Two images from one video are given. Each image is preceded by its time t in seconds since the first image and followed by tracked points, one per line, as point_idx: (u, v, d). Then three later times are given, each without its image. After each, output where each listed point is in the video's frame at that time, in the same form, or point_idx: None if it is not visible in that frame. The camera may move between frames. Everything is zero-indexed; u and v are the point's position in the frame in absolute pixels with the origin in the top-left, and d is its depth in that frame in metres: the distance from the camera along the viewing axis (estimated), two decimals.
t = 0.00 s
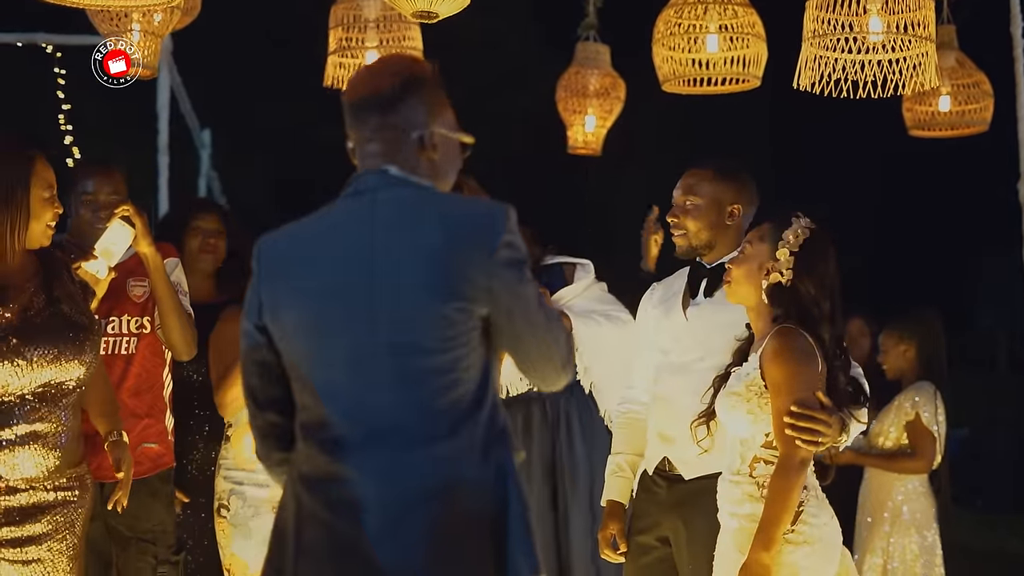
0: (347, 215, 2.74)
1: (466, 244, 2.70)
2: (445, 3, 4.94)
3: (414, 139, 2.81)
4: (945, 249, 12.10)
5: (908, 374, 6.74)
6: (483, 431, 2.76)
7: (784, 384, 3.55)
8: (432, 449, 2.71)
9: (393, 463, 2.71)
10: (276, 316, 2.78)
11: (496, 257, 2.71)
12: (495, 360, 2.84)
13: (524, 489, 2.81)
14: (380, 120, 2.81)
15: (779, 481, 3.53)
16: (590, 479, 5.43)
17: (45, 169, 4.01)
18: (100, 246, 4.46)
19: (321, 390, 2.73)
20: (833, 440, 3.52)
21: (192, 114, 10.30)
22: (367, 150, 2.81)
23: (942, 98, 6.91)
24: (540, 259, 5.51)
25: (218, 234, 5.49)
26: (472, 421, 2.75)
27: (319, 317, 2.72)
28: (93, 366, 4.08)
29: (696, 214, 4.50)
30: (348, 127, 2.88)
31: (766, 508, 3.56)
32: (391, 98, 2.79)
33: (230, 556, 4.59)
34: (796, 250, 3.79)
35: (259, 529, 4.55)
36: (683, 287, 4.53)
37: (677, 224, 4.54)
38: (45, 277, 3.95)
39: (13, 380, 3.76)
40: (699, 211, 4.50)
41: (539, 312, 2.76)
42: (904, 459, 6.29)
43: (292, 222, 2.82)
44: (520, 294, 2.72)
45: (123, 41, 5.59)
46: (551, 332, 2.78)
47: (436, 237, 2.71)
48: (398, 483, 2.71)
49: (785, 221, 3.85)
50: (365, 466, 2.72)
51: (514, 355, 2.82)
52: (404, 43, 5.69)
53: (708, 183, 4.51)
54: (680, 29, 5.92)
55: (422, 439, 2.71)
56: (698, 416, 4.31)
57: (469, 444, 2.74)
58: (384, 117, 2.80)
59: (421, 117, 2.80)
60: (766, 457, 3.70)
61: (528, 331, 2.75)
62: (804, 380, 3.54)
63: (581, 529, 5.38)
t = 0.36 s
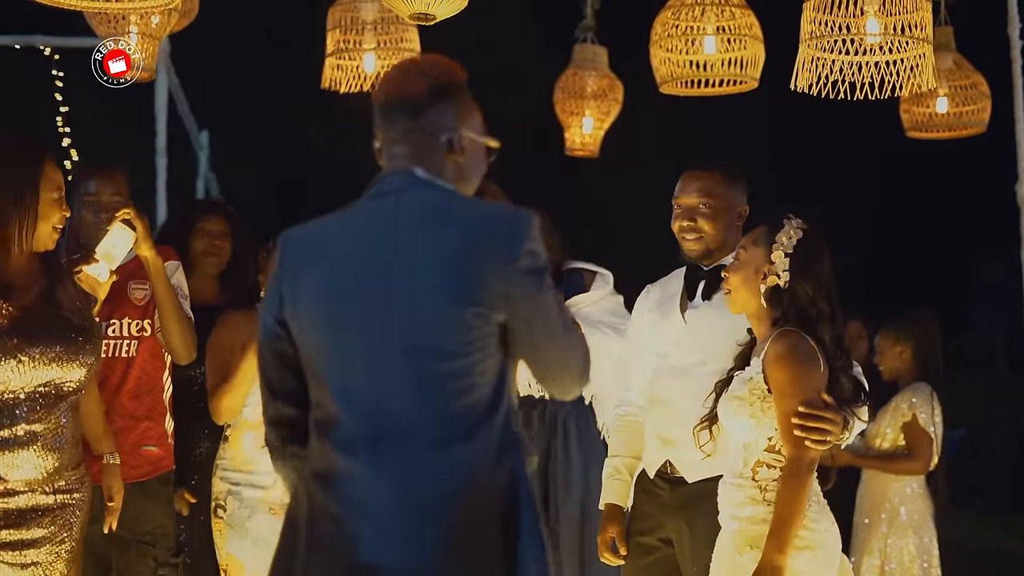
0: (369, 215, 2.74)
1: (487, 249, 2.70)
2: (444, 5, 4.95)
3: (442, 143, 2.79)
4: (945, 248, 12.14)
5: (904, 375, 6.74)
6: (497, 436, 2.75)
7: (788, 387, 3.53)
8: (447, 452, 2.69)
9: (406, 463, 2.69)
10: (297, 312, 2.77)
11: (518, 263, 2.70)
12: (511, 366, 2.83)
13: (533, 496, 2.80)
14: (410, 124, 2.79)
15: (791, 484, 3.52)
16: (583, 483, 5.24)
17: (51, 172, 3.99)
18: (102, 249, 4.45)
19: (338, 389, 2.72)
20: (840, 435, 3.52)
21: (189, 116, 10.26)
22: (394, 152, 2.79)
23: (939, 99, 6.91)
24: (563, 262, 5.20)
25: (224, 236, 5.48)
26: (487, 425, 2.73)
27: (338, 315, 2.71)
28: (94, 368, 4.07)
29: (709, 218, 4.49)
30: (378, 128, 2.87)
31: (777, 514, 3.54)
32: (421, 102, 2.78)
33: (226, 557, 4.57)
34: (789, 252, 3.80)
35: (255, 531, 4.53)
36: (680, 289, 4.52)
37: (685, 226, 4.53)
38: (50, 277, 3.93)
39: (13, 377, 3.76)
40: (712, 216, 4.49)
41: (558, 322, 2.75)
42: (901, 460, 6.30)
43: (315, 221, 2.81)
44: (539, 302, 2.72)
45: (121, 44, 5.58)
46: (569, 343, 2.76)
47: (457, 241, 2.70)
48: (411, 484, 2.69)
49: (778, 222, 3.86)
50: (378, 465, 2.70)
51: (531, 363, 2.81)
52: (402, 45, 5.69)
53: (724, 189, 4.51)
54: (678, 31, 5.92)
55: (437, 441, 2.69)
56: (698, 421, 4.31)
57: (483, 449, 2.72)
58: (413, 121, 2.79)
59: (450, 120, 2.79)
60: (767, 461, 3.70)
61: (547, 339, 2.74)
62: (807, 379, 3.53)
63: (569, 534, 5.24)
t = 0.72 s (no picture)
0: (373, 213, 2.69)
1: (491, 251, 2.66)
2: (443, 6, 4.94)
3: (452, 143, 2.75)
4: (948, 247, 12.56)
5: (903, 375, 6.73)
6: (496, 440, 2.71)
7: (796, 389, 3.52)
8: (446, 453, 2.65)
9: (405, 464, 2.64)
10: (298, 308, 2.72)
11: (523, 269, 2.67)
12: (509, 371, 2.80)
13: (528, 502, 2.77)
14: (421, 122, 2.75)
15: (794, 487, 3.51)
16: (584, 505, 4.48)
17: (41, 167, 3.86)
18: (106, 250, 4.44)
19: (338, 385, 2.67)
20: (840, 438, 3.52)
21: (189, 117, 10.24)
22: (402, 150, 2.75)
23: (939, 101, 6.91)
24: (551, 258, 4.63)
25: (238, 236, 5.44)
26: (486, 430, 2.69)
27: (340, 311, 2.66)
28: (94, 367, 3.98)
29: (713, 217, 4.49)
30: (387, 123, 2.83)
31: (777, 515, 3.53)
32: (433, 100, 2.73)
33: (228, 555, 4.54)
34: (796, 251, 3.80)
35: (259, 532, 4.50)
36: (679, 290, 4.52)
37: (688, 224, 4.51)
38: (53, 275, 3.87)
39: (4, 376, 3.65)
40: (716, 216, 4.49)
41: (559, 330, 2.72)
42: (901, 460, 6.30)
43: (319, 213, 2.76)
44: (541, 309, 2.69)
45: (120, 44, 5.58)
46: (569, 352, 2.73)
47: (462, 241, 2.66)
48: (408, 484, 2.64)
49: (786, 223, 3.87)
50: (377, 463, 2.65)
51: (530, 369, 2.77)
52: (402, 46, 5.69)
53: (726, 189, 4.50)
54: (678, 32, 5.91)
55: (436, 442, 2.64)
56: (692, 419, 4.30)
57: (481, 452, 2.68)
58: (425, 119, 2.74)
59: (462, 120, 2.75)
60: (771, 462, 3.69)
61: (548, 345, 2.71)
62: (815, 382, 3.52)
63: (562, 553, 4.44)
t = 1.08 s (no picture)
0: (343, 207, 2.46)
1: (471, 250, 2.44)
2: (445, 5, 4.94)
3: (424, 137, 2.52)
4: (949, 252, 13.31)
5: (904, 375, 6.73)
6: (476, 449, 2.50)
7: (801, 398, 3.48)
8: (424, 466, 2.43)
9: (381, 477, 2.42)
10: (265, 310, 2.49)
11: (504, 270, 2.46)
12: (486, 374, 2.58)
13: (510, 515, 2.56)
14: (393, 116, 2.51)
15: (799, 497, 3.47)
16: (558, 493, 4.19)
17: (31, 162, 3.80)
18: (113, 249, 4.37)
19: (309, 394, 2.45)
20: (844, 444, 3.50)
21: (191, 117, 10.24)
22: (372, 146, 2.51)
23: (941, 101, 6.88)
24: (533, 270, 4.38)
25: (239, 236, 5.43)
26: (466, 439, 2.48)
27: (310, 315, 2.43)
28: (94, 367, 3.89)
29: (722, 214, 4.48)
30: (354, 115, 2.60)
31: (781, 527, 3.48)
32: (405, 92, 2.49)
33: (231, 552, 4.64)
34: (788, 254, 3.73)
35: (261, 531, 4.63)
36: (680, 291, 4.50)
37: (699, 220, 4.49)
38: (55, 271, 3.80)
39: None
40: (724, 214, 4.48)
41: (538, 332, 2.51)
42: (903, 461, 6.29)
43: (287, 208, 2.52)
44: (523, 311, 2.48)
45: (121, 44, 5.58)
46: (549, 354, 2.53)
47: (440, 239, 2.44)
48: (385, 500, 2.43)
49: (779, 224, 3.81)
50: (351, 477, 2.43)
51: (510, 372, 2.56)
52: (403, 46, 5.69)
53: (735, 188, 4.50)
54: (680, 32, 5.90)
55: (414, 454, 2.43)
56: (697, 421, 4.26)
57: (462, 464, 2.47)
58: (395, 112, 2.51)
59: (435, 113, 2.51)
60: (771, 471, 3.67)
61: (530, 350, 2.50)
62: (821, 390, 3.49)
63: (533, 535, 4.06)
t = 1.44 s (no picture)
0: (308, 211, 2.49)
1: (437, 245, 2.50)
2: (447, 5, 4.94)
3: (380, 131, 2.55)
4: (951, 250, 13.38)
5: (906, 375, 6.73)
6: (450, 440, 2.56)
7: (798, 394, 3.46)
8: (402, 460, 2.49)
9: (359, 476, 2.48)
10: (235, 315, 2.52)
11: (470, 263, 2.52)
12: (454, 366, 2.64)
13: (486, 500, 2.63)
14: (347, 113, 2.54)
15: (800, 494, 3.47)
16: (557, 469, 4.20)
17: (38, 163, 3.80)
18: (121, 247, 4.26)
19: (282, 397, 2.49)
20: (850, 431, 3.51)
21: (193, 116, 10.23)
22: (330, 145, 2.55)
23: (943, 100, 6.89)
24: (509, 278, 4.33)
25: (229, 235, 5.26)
26: (440, 431, 2.54)
27: (279, 318, 2.47)
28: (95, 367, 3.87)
29: (732, 211, 4.49)
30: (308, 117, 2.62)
31: (785, 525, 3.50)
32: (357, 87, 2.52)
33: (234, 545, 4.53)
34: (788, 250, 3.71)
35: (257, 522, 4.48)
36: (683, 290, 4.49)
37: (709, 219, 4.50)
38: (59, 271, 3.79)
39: None
40: (733, 211, 4.50)
41: (505, 321, 2.57)
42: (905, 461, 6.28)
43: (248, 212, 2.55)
44: (490, 302, 2.55)
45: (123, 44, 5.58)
46: (516, 342, 2.59)
47: (408, 238, 2.49)
48: (364, 496, 2.48)
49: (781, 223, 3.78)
50: (329, 475, 2.48)
51: (477, 363, 2.62)
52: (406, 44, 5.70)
53: (742, 187, 4.52)
54: (682, 31, 5.91)
55: (391, 449, 2.48)
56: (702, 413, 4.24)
57: (438, 456, 2.53)
58: (349, 109, 2.54)
59: (390, 107, 2.55)
60: (771, 467, 3.66)
61: (498, 341, 2.56)
62: (819, 386, 3.46)
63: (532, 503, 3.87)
